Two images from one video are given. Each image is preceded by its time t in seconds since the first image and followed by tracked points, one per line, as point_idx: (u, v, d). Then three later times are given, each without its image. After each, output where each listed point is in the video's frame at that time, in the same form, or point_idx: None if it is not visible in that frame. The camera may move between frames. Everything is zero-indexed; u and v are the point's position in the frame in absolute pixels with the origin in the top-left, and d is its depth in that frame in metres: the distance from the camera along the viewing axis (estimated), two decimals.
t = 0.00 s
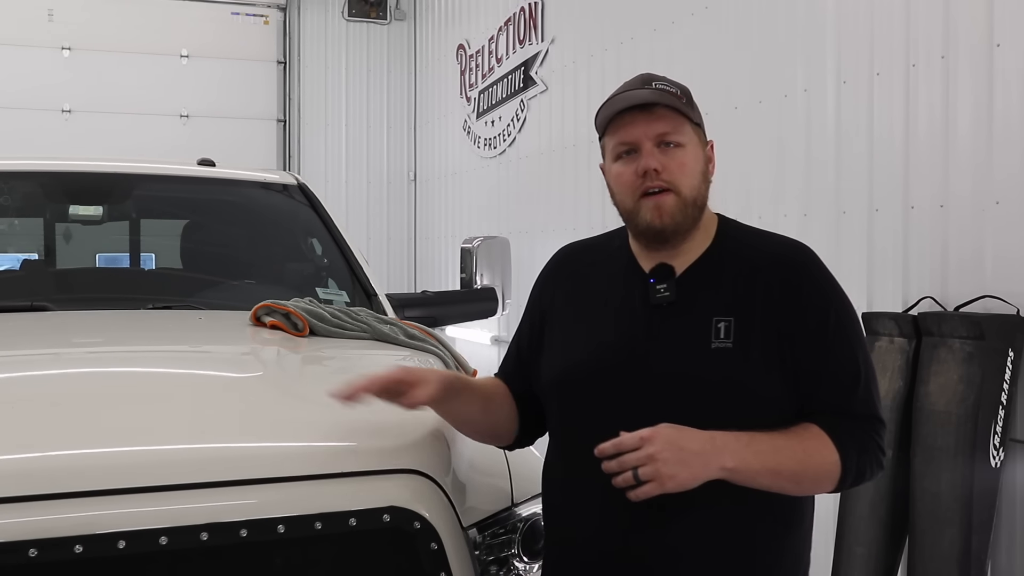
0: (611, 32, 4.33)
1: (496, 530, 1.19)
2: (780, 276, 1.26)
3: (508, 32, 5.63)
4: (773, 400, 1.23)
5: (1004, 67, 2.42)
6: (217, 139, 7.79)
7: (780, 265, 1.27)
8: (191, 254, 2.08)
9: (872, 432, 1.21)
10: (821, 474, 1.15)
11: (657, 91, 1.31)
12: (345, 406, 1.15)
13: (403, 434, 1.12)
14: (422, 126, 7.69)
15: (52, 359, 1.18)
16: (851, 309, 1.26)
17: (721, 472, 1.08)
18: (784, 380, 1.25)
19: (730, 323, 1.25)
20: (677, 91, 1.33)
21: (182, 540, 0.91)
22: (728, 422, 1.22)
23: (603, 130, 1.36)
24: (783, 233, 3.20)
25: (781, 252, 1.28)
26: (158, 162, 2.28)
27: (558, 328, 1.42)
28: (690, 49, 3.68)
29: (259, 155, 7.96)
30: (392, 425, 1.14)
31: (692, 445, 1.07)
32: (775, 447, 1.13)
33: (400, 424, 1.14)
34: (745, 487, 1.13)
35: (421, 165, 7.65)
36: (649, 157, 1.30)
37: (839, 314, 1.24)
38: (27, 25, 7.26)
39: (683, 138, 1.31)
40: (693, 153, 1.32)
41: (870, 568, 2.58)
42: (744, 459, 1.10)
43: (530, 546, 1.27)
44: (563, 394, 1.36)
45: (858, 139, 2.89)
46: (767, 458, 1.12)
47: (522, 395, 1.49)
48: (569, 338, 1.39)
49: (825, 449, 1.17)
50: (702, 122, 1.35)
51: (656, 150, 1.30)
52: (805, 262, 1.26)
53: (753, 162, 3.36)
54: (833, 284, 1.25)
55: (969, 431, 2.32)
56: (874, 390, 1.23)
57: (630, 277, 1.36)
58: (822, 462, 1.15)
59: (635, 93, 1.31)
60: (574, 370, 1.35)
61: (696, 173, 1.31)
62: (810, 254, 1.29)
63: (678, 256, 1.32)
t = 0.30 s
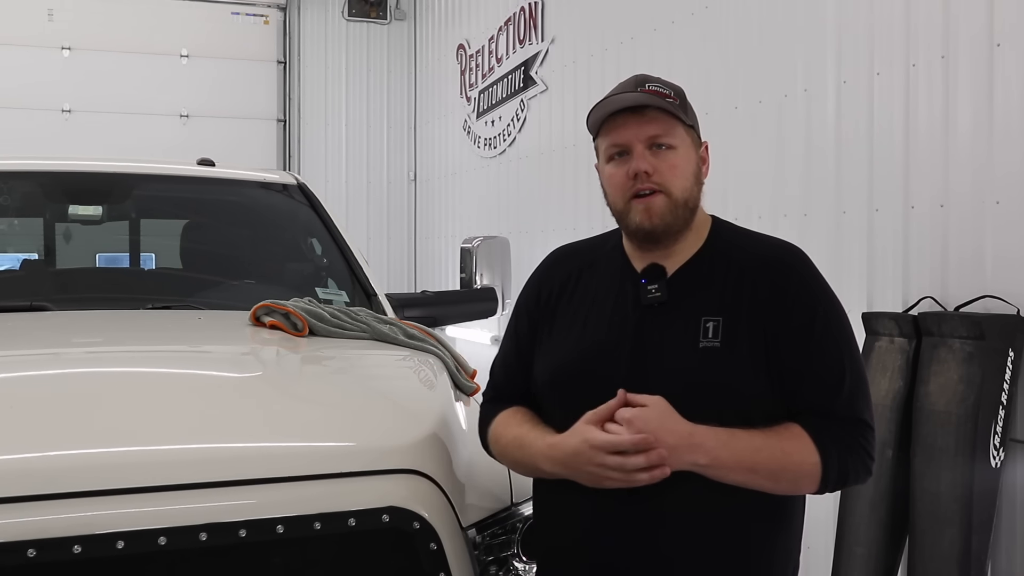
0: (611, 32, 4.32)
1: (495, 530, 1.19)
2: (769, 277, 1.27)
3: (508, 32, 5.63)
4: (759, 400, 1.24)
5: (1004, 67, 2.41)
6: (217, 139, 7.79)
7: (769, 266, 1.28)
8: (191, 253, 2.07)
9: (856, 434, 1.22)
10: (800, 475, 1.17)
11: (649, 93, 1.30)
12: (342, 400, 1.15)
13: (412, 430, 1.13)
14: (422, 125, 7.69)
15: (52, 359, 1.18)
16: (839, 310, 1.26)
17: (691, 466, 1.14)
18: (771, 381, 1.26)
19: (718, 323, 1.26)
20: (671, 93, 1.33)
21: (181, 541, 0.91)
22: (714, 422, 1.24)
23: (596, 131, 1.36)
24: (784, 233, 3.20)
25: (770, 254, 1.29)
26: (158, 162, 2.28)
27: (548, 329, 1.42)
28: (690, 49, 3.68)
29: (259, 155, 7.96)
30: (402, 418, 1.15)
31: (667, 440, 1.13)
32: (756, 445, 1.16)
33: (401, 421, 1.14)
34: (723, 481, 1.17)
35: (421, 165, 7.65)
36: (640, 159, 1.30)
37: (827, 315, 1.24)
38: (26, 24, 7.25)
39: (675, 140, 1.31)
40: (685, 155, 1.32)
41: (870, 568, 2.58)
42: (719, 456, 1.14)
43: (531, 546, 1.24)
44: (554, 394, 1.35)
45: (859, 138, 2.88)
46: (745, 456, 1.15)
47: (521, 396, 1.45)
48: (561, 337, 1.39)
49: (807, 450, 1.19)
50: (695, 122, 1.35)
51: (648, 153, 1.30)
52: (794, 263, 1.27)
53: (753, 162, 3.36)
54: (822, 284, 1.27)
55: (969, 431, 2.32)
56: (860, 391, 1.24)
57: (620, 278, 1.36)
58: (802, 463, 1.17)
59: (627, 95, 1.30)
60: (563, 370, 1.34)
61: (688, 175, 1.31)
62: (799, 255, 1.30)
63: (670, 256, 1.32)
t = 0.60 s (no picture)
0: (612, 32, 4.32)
1: (495, 530, 1.18)
2: (772, 277, 1.28)
3: (509, 32, 5.63)
4: (762, 400, 1.24)
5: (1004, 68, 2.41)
6: (217, 139, 7.78)
7: (771, 266, 1.28)
8: (191, 254, 2.07)
9: (860, 432, 1.23)
10: (805, 480, 1.18)
11: (650, 93, 1.30)
12: (338, 401, 1.14)
13: (412, 431, 1.12)
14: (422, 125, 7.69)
15: (51, 358, 1.18)
16: (841, 309, 1.27)
17: (699, 475, 1.15)
18: (774, 380, 1.26)
19: (722, 323, 1.26)
20: (671, 93, 1.32)
21: (180, 541, 0.91)
22: (717, 423, 1.24)
23: (596, 130, 1.36)
24: (784, 233, 3.20)
25: (772, 254, 1.29)
26: (158, 162, 2.28)
27: (550, 330, 1.42)
28: (690, 49, 3.68)
29: (259, 155, 7.96)
30: (402, 418, 1.15)
31: (675, 450, 1.13)
32: (761, 450, 1.17)
33: (400, 421, 1.13)
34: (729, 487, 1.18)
35: (421, 165, 7.65)
36: (640, 160, 1.30)
37: (830, 315, 1.25)
38: (26, 24, 7.25)
39: (675, 142, 1.31)
40: (685, 157, 1.32)
41: (870, 568, 2.58)
42: (725, 464, 1.15)
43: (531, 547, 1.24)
44: (556, 395, 1.34)
45: (859, 138, 2.88)
46: (751, 462, 1.16)
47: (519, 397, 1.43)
48: (563, 337, 1.38)
49: (812, 454, 1.19)
50: (695, 123, 1.35)
51: (648, 154, 1.30)
52: (796, 263, 1.28)
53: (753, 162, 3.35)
54: (824, 284, 1.27)
55: (969, 431, 2.32)
56: (863, 390, 1.25)
57: (623, 278, 1.35)
58: (807, 467, 1.18)
59: (627, 96, 1.30)
60: (566, 371, 1.34)
61: (688, 177, 1.31)
62: (801, 255, 1.30)
63: (670, 257, 1.32)
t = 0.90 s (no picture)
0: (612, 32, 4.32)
1: (496, 531, 1.19)
2: (775, 277, 1.28)
3: (509, 31, 5.62)
4: (767, 399, 1.24)
5: (1005, 68, 2.41)
6: (217, 139, 7.78)
7: (774, 266, 1.28)
8: (192, 254, 2.07)
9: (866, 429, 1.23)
10: (820, 467, 1.18)
11: (643, 94, 1.30)
12: (337, 401, 1.14)
13: (412, 431, 1.12)
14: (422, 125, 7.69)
15: (51, 359, 1.18)
16: (844, 308, 1.27)
17: (718, 458, 1.14)
18: (778, 380, 1.26)
19: (727, 322, 1.26)
20: (664, 92, 1.32)
21: (181, 541, 0.91)
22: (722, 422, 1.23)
23: (591, 134, 1.36)
24: (784, 232, 3.20)
25: (775, 253, 1.30)
26: (158, 162, 2.27)
27: (551, 330, 1.41)
28: (690, 49, 3.68)
29: (260, 155, 7.95)
30: (401, 418, 1.14)
31: (691, 429, 1.14)
32: (775, 436, 1.17)
33: (400, 421, 1.13)
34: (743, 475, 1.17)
35: (421, 165, 7.65)
36: (636, 161, 1.30)
37: (834, 314, 1.25)
38: (27, 24, 7.24)
39: (671, 141, 1.31)
40: (681, 156, 1.32)
41: (870, 568, 2.58)
42: (741, 445, 1.15)
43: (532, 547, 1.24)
44: (560, 395, 1.34)
45: (860, 137, 2.88)
46: (766, 446, 1.16)
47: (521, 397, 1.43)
48: (567, 337, 1.38)
49: (824, 440, 1.20)
50: (691, 122, 1.35)
51: (643, 155, 1.30)
52: (798, 263, 1.28)
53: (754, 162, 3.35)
54: (828, 282, 1.28)
55: (970, 430, 2.31)
56: (868, 388, 1.26)
57: (625, 278, 1.35)
58: (821, 454, 1.18)
59: (621, 98, 1.30)
60: (569, 371, 1.33)
61: (685, 176, 1.31)
62: (802, 255, 1.31)
63: (669, 258, 1.32)
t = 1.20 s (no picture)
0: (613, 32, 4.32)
1: (496, 530, 1.19)
2: (777, 277, 1.28)
3: (510, 31, 5.62)
4: (768, 399, 1.24)
5: (1006, 68, 2.41)
6: (217, 139, 7.78)
7: (775, 267, 1.28)
8: (191, 254, 2.07)
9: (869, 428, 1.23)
10: (828, 459, 1.17)
11: (651, 90, 1.31)
12: (337, 400, 1.14)
13: (412, 431, 1.12)
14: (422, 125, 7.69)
15: (51, 358, 1.18)
16: (845, 309, 1.28)
17: (740, 444, 1.08)
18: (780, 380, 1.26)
19: (728, 322, 1.26)
20: (670, 91, 1.33)
21: (181, 540, 0.91)
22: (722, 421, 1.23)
23: (596, 130, 1.35)
24: (784, 232, 3.20)
25: (776, 253, 1.30)
26: (158, 162, 2.27)
27: (552, 330, 1.41)
28: (690, 49, 3.68)
29: (260, 155, 7.95)
30: (401, 417, 1.14)
31: (725, 410, 1.07)
32: (789, 428, 1.15)
33: (400, 421, 1.13)
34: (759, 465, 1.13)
35: (421, 164, 7.65)
36: (643, 156, 1.30)
37: (836, 316, 1.26)
38: (27, 24, 7.24)
39: (678, 138, 1.31)
40: (687, 153, 1.32)
41: (871, 568, 2.58)
42: (763, 434, 1.11)
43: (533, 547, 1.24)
44: (559, 394, 1.34)
45: (860, 137, 2.88)
46: (782, 436, 1.13)
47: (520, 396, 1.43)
48: (567, 336, 1.38)
49: (832, 433, 1.19)
50: (696, 121, 1.35)
51: (651, 150, 1.30)
52: (799, 263, 1.28)
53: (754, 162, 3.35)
54: (829, 282, 1.28)
55: (970, 430, 2.31)
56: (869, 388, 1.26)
57: (627, 277, 1.35)
58: (830, 446, 1.18)
59: (629, 93, 1.30)
60: (570, 370, 1.33)
61: (691, 173, 1.31)
62: (803, 255, 1.31)
63: (672, 256, 1.32)
